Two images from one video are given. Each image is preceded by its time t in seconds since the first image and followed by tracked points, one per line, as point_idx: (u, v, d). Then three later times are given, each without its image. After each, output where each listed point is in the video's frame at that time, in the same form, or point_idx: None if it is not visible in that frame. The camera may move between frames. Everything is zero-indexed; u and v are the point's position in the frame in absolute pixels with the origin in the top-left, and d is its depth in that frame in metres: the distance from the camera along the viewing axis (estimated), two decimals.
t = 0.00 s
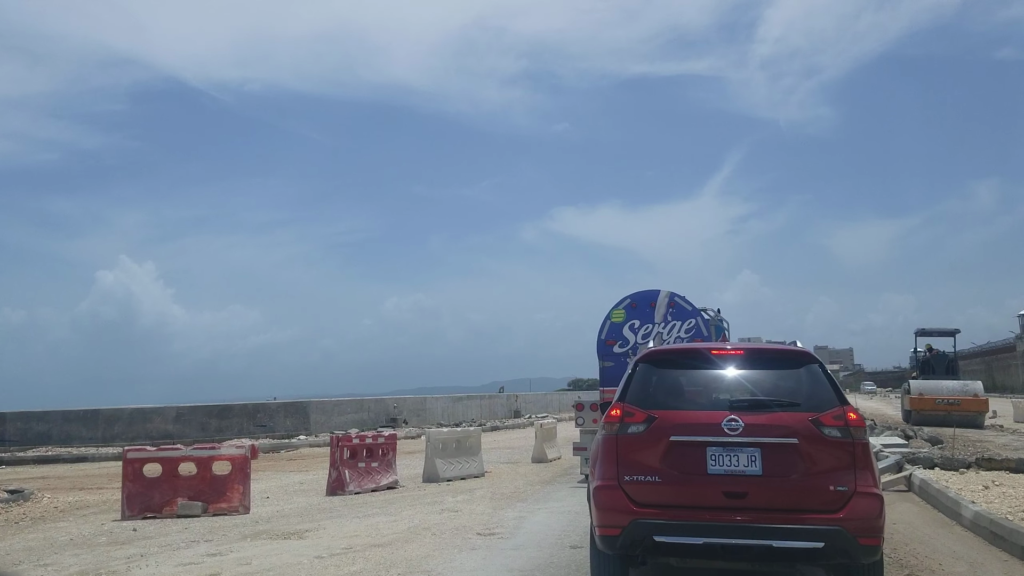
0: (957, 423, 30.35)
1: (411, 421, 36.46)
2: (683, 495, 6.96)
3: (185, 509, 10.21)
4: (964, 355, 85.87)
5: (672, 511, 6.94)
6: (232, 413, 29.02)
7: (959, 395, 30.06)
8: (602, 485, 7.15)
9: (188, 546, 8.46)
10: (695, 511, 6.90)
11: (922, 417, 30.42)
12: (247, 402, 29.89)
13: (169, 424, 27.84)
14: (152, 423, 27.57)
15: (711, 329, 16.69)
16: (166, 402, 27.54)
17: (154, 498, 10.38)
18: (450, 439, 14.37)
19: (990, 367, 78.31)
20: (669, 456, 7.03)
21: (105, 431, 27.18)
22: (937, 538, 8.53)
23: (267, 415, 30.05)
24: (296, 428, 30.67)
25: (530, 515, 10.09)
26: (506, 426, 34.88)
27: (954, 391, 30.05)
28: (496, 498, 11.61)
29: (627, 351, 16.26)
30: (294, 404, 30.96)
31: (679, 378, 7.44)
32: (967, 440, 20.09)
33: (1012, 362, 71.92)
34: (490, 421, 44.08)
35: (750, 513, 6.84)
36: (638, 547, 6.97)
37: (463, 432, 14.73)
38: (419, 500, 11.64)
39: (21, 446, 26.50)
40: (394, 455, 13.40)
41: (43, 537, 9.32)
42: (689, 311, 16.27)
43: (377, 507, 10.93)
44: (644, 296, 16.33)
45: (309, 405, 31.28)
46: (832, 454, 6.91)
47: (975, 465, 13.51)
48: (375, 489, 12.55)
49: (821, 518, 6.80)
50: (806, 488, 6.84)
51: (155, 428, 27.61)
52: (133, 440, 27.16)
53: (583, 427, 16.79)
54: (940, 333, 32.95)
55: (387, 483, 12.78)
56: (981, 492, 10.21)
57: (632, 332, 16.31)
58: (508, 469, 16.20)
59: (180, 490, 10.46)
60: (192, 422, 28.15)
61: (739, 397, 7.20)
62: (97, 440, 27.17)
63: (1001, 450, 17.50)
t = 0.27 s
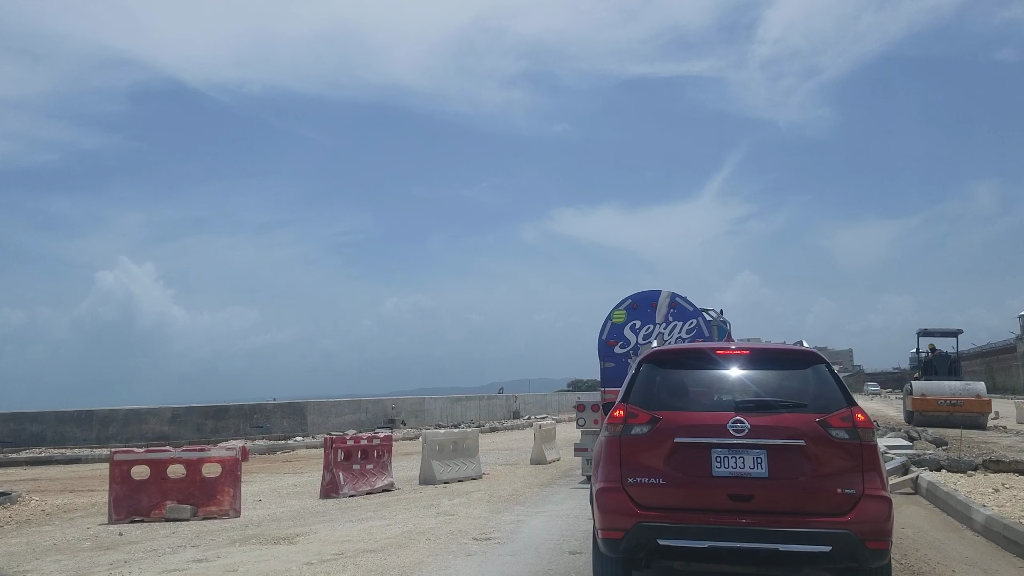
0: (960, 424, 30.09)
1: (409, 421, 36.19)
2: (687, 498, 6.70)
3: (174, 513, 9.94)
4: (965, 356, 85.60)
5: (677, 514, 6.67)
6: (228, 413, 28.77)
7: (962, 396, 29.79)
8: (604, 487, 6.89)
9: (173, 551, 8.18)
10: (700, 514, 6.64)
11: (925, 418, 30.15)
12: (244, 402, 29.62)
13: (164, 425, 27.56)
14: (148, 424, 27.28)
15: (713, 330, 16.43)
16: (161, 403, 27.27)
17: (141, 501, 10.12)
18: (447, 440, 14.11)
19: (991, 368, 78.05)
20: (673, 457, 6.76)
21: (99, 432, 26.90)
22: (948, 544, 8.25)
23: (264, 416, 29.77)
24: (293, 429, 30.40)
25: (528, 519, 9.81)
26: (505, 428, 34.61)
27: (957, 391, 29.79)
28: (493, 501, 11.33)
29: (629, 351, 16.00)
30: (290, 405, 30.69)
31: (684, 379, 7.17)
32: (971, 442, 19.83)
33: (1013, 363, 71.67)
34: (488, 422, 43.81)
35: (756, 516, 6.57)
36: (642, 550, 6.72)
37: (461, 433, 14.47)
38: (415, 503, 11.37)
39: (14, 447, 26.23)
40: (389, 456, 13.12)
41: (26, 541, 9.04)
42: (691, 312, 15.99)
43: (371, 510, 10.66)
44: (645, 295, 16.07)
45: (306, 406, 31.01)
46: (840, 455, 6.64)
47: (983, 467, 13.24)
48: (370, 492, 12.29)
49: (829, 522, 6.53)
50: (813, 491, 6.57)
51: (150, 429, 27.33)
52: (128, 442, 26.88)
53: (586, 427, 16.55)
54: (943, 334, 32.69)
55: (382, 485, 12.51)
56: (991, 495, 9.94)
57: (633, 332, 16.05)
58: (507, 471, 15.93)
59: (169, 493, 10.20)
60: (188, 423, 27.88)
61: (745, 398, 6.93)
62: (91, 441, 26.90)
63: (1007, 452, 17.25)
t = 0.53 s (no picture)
0: (961, 424, 29.86)
1: (407, 423, 35.95)
2: (690, 501, 6.45)
3: (162, 517, 9.71)
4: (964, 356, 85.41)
5: (680, 517, 6.43)
6: (224, 414, 28.53)
7: (964, 396, 29.57)
8: (605, 489, 6.64)
9: (159, 557, 7.94)
10: (703, 517, 6.39)
11: (926, 418, 29.92)
12: (240, 403, 29.37)
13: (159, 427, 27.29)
14: (142, 425, 27.01)
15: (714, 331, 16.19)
16: (156, 404, 27.00)
17: (128, 505, 9.87)
18: (443, 442, 13.85)
19: (991, 368, 77.87)
20: (675, 459, 6.52)
21: (93, 433, 26.63)
22: (958, 549, 8.00)
23: (260, 417, 29.51)
24: (290, 430, 30.14)
25: (524, 523, 9.54)
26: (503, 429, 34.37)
27: (958, 392, 29.57)
28: (489, 505, 11.07)
29: (630, 352, 15.77)
30: (287, 406, 30.44)
31: (687, 379, 6.91)
32: (975, 442, 19.59)
33: (1013, 363, 71.45)
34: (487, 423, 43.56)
35: (761, 519, 6.33)
36: (643, 554, 6.47)
37: (457, 435, 14.21)
38: (410, 506, 11.12)
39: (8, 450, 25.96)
40: (384, 458, 12.86)
41: (8, 547, 8.79)
42: (692, 312, 15.75)
43: (364, 513, 10.42)
44: (646, 296, 15.82)
45: (303, 407, 30.74)
46: (846, 458, 6.39)
47: (988, 468, 12.98)
48: (364, 495, 12.03)
49: (834, 526, 6.28)
50: (818, 494, 6.33)
51: (144, 431, 27.06)
52: (123, 443, 26.61)
53: (587, 428, 16.30)
54: (944, 334, 32.49)
55: (376, 488, 12.25)
56: (1001, 498, 9.70)
57: (635, 333, 15.82)
58: (504, 473, 15.67)
59: (156, 496, 9.94)
60: (183, 425, 27.63)
61: (749, 399, 6.68)
62: (85, 443, 26.64)
63: (1011, 453, 17.02)
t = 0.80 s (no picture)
0: (962, 424, 29.67)
1: (404, 423, 35.70)
2: (692, 504, 6.21)
3: (148, 522, 9.48)
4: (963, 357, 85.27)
5: (681, 520, 6.18)
6: (220, 415, 28.28)
7: (965, 396, 29.37)
8: (605, 492, 6.40)
9: (143, 564, 7.68)
10: (705, 520, 6.15)
11: (926, 418, 29.72)
12: (235, 405, 29.11)
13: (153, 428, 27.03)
14: (136, 426, 26.74)
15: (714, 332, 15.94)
16: (151, 405, 26.75)
17: (114, 509, 9.61)
18: (439, 444, 13.61)
19: (990, 368, 77.74)
20: (677, 461, 6.28)
21: (87, 435, 26.36)
22: (968, 554, 7.76)
23: (255, 418, 29.25)
24: (286, 431, 29.89)
25: (521, 527, 9.29)
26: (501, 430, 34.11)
27: (959, 392, 29.38)
28: (485, 508, 10.81)
29: (630, 353, 15.55)
30: (283, 407, 30.19)
31: (689, 381, 6.68)
32: (977, 443, 19.37)
33: (1012, 363, 71.29)
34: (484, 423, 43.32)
35: (764, 523, 6.09)
36: (645, 558, 6.24)
37: (454, 436, 13.97)
38: (404, 510, 10.87)
39: None
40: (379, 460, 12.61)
41: None
42: (693, 312, 15.51)
43: (357, 518, 10.17)
44: (646, 296, 15.58)
45: (299, 408, 30.48)
46: (851, 459, 6.15)
47: (993, 469, 12.75)
48: (358, 498, 11.78)
49: (839, 529, 6.05)
50: (822, 497, 6.09)
51: (139, 432, 26.79)
52: (117, 445, 26.34)
53: (586, 429, 16.06)
54: (945, 334, 32.30)
55: (370, 491, 12.00)
56: (1009, 501, 9.47)
57: (635, 334, 15.59)
58: (502, 475, 15.42)
59: (144, 500, 9.69)
60: (178, 426, 27.36)
61: (752, 400, 6.44)
62: (79, 444, 26.37)
63: (1015, 454, 16.81)
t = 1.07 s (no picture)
0: (962, 425, 29.46)
1: (401, 424, 35.44)
2: (695, 507, 5.98)
3: (134, 527, 9.20)
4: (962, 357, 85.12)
5: (683, 524, 5.94)
6: (214, 417, 28.02)
7: (965, 396, 29.16)
8: (606, 495, 6.16)
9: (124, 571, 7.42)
10: (706, 524, 5.91)
11: (926, 419, 29.50)
12: (230, 406, 28.84)
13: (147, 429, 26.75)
14: (130, 428, 26.46)
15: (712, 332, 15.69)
16: (144, 406, 26.46)
17: (98, 513, 9.35)
18: (434, 446, 13.35)
19: (988, 368, 77.60)
20: (678, 463, 6.03)
21: (79, 437, 26.07)
22: (978, 560, 7.50)
23: (250, 419, 28.98)
24: (281, 433, 29.62)
25: (517, 531, 9.03)
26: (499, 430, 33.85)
27: (959, 392, 29.17)
28: (480, 512, 10.54)
29: (629, 354, 15.31)
30: (278, 408, 29.92)
31: (690, 382, 6.43)
32: (979, 444, 19.13)
33: (1011, 363, 71.09)
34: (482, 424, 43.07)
35: (769, 525, 5.86)
36: (646, 561, 6.02)
37: (449, 438, 13.71)
38: (396, 513, 10.60)
39: None
40: (372, 462, 12.35)
41: None
42: (691, 313, 15.26)
43: (348, 522, 9.90)
44: (644, 297, 15.32)
45: (294, 409, 30.21)
46: (856, 461, 5.91)
47: (999, 471, 12.49)
48: (351, 501, 11.52)
49: (844, 531, 5.82)
50: (826, 499, 5.86)
51: (132, 434, 26.50)
52: (109, 446, 26.05)
53: (585, 430, 15.80)
54: (945, 334, 32.10)
55: (363, 494, 11.74)
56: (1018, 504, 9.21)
57: (633, 334, 15.35)
58: (498, 477, 15.16)
59: (129, 504, 9.43)
60: (171, 427, 27.09)
61: (755, 401, 6.19)
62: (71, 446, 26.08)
63: (1018, 455, 16.58)
